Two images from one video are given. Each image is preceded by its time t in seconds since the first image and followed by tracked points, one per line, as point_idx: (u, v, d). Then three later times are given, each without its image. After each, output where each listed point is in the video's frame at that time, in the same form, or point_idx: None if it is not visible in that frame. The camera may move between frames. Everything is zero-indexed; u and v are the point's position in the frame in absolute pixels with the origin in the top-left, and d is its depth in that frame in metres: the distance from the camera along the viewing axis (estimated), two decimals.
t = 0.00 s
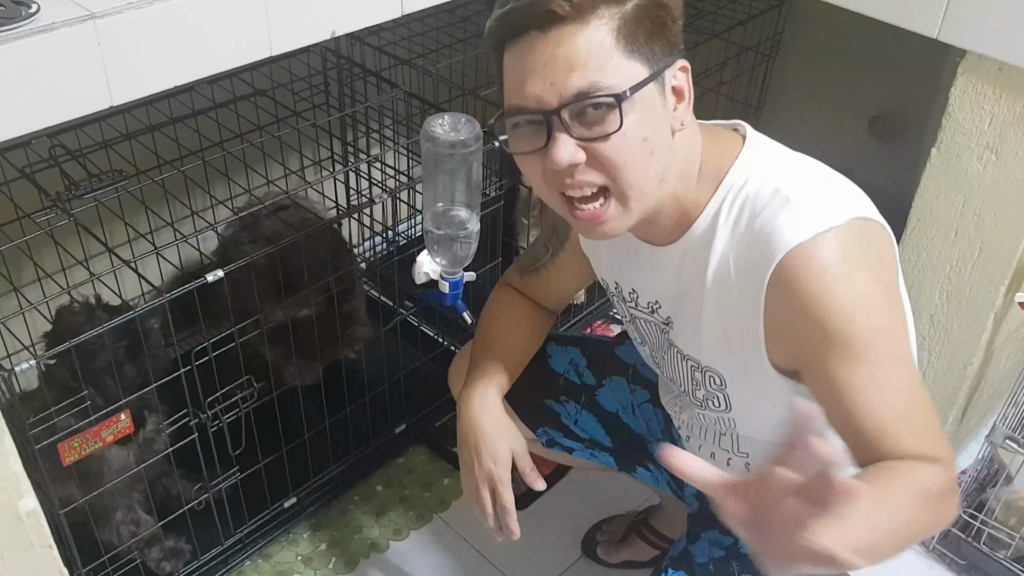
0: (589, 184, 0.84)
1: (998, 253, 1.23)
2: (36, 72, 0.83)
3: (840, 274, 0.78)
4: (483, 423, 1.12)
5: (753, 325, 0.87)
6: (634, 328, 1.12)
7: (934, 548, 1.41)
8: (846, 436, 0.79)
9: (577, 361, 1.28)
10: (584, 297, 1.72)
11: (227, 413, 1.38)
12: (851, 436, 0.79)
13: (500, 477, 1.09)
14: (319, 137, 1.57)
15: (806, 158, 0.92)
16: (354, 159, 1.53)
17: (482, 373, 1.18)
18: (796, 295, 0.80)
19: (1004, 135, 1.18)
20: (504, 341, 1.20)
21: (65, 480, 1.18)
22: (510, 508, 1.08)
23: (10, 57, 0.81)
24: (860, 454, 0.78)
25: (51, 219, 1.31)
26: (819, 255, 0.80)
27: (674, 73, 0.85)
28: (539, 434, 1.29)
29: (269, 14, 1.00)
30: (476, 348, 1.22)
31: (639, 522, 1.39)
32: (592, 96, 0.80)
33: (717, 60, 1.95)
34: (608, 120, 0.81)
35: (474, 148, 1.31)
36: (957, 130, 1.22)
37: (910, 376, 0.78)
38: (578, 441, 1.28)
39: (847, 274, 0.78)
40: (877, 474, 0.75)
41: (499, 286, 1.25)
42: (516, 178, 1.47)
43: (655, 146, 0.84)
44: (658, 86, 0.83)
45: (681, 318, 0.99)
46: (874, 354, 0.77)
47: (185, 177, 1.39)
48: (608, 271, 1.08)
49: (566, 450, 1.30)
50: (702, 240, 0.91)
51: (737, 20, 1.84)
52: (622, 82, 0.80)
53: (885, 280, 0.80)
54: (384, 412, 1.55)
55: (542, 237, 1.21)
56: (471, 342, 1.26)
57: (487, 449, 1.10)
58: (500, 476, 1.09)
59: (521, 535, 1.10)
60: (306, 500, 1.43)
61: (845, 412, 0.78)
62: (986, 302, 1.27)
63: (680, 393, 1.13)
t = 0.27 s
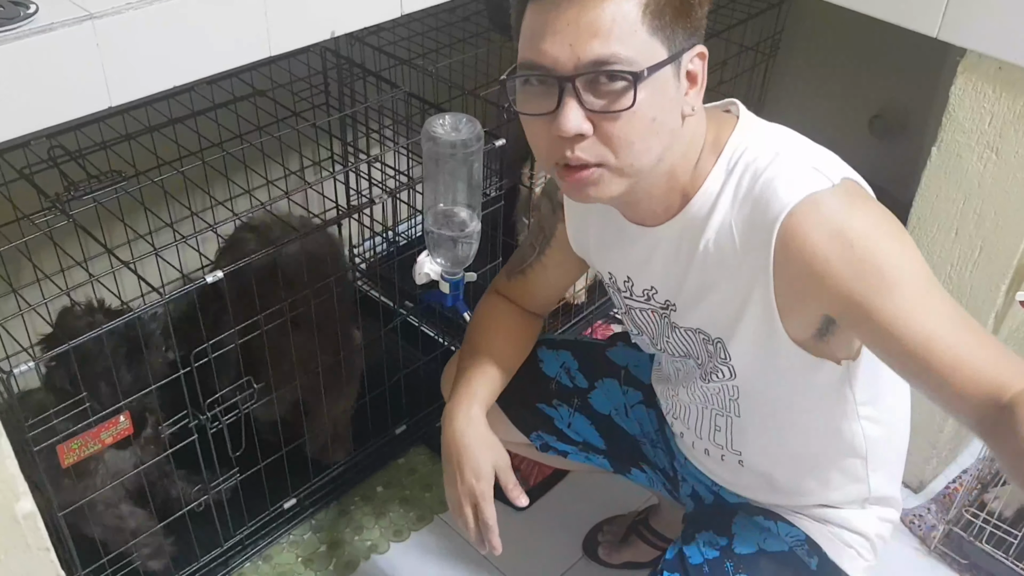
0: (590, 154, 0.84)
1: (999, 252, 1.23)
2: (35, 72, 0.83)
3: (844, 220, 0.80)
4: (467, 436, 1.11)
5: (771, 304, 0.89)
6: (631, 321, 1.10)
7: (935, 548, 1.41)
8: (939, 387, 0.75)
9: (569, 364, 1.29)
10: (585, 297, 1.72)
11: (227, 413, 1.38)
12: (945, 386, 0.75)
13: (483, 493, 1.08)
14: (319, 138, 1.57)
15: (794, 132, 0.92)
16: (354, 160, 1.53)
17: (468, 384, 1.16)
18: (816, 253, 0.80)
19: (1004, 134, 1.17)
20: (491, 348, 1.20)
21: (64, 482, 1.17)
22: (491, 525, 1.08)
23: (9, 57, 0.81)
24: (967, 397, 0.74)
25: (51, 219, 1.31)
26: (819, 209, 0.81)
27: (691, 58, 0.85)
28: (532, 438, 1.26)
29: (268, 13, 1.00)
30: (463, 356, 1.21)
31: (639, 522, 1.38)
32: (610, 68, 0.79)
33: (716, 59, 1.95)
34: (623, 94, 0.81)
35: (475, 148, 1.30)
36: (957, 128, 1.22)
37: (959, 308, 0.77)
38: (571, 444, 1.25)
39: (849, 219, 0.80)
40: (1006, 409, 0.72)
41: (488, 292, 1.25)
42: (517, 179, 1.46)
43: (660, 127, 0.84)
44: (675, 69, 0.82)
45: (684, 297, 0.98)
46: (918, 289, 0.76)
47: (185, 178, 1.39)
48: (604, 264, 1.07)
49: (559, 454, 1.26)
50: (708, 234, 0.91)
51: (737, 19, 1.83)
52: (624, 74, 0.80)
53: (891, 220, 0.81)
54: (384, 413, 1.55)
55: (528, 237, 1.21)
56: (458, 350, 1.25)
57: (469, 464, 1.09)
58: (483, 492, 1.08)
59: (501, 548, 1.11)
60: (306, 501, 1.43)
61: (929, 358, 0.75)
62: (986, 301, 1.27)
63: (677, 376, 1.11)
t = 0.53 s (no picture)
0: (591, 152, 0.84)
1: (1000, 253, 1.22)
2: (33, 73, 0.83)
3: (843, 202, 0.81)
4: (473, 436, 1.11)
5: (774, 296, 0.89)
6: (631, 320, 1.09)
7: (936, 548, 1.41)
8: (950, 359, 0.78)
9: (568, 368, 1.28)
10: (585, 298, 1.72)
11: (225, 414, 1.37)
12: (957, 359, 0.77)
13: (491, 490, 1.09)
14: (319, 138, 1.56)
15: (788, 126, 0.92)
16: (354, 161, 1.53)
17: (470, 386, 1.16)
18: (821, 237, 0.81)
19: (1006, 134, 1.17)
20: (492, 350, 1.19)
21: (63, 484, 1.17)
22: (503, 522, 1.09)
23: (7, 58, 0.80)
24: (977, 367, 0.77)
25: (50, 220, 1.31)
26: (819, 192, 0.83)
27: (684, 53, 0.85)
28: (533, 443, 1.25)
29: (267, 14, 1.00)
30: (463, 358, 1.21)
31: (640, 523, 1.38)
32: (607, 62, 0.79)
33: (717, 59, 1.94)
34: (621, 88, 0.80)
35: (474, 149, 1.30)
36: (958, 128, 1.21)
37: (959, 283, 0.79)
38: (572, 448, 1.24)
39: (847, 201, 0.81)
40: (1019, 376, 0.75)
41: (485, 294, 1.25)
42: (517, 179, 1.45)
43: (660, 119, 0.84)
44: (671, 62, 0.83)
45: (683, 295, 0.97)
46: (923, 267, 0.78)
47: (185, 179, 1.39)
48: (602, 260, 1.07)
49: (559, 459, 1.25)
50: (710, 233, 0.90)
51: (737, 19, 1.83)
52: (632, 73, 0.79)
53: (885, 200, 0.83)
54: (384, 414, 1.55)
55: (527, 237, 1.20)
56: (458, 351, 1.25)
57: (477, 462, 1.09)
58: (491, 489, 1.09)
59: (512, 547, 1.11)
60: (306, 502, 1.43)
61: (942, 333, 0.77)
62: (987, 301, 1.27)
63: (677, 373, 1.11)
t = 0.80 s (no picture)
0: (633, 152, 0.84)
1: (1000, 254, 1.22)
2: (31, 74, 0.82)
3: (847, 197, 0.81)
4: (475, 435, 1.11)
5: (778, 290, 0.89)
6: (633, 318, 1.09)
7: (936, 550, 1.40)
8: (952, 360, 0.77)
9: (568, 371, 1.28)
10: (585, 299, 1.72)
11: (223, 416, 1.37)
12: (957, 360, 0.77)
13: (494, 489, 1.09)
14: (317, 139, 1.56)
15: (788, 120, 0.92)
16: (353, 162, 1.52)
17: (472, 387, 1.16)
18: (825, 232, 0.81)
19: (1006, 135, 1.17)
20: (493, 350, 1.19)
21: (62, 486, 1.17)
22: (504, 521, 1.09)
23: (4, 60, 0.80)
24: (978, 368, 0.76)
25: (49, 222, 1.30)
26: (822, 186, 0.82)
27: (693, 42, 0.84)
28: (533, 448, 1.24)
29: (266, 14, 0.99)
30: (464, 358, 1.20)
31: (640, 525, 1.38)
32: (647, 63, 0.80)
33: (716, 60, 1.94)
34: (661, 85, 0.81)
35: (474, 150, 1.29)
36: (958, 129, 1.21)
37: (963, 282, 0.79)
38: (571, 452, 1.24)
39: (851, 195, 0.81)
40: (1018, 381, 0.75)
41: (485, 296, 1.25)
42: (515, 180, 1.45)
43: (689, 112, 0.85)
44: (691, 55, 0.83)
45: (686, 289, 0.97)
46: (926, 265, 0.78)
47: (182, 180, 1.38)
48: (605, 256, 1.06)
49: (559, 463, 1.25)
50: (716, 230, 0.90)
51: (737, 20, 1.83)
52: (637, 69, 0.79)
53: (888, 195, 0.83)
54: (383, 415, 1.54)
55: (526, 236, 1.19)
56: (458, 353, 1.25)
57: (479, 461, 1.09)
58: (494, 488, 1.09)
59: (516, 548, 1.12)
60: (305, 504, 1.43)
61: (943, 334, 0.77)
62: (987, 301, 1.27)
63: (677, 369, 1.10)
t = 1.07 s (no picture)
0: (648, 168, 0.84)
1: (1000, 256, 1.22)
2: (28, 76, 0.82)
3: (861, 220, 0.82)
4: (477, 441, 1.11)
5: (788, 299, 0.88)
6: (634, 321, 1.09)
7: (936, 552, 1.40)
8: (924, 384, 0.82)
9: (567, 375, 1.28)
10: (584, 300, 1.71)
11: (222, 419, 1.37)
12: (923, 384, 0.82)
13: (497, 495, 1.09)
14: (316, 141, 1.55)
15: (807, 133, 0.92)
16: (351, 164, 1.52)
17: (474, 388, 1.15)
18: (832, 251, 0.83)
19: (1005, 136, 1.16)
20: (493, 354, 1.18)
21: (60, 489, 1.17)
22: (508, 528, 1.09)
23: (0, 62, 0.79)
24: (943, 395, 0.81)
25: (46, 224, 1.30)
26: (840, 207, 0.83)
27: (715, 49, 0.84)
28: (530, 451, 1.26)
29: (264, 16, 0.99)
30: (464, 362, 1.20)
31: (640, 527, 1.38)
32: (664, 82, 0.79)
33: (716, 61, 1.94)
34: (680, 104, 0.81)
35: (473, 151, 1.28)
36: (957, 131, 1.21)
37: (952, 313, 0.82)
38: (569, 455, 1.26)
39: (866, 219, 0.82)
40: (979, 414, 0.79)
41: (483, 298, 1.24)
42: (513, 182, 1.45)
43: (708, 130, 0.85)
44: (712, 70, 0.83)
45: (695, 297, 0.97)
46: (921, 293, 0.81)
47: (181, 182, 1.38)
48: (609, 262, 1.06)
49: (557, 465, 1.27)
50: (724, 231, 0.90)
51: (736, 20, 1.82)
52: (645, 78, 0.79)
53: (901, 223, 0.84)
54: (382, 416, 1.54)
55: (523, 241, 1.19)
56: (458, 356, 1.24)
57: (481, 466, 1.09)
58: (497, 494, 1.09)
59: (518, 552, 1.12)
60: (303, 506, 1.42)
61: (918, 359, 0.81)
62: (986, 303, 1.26)
63: (680, 382, 1.11)
